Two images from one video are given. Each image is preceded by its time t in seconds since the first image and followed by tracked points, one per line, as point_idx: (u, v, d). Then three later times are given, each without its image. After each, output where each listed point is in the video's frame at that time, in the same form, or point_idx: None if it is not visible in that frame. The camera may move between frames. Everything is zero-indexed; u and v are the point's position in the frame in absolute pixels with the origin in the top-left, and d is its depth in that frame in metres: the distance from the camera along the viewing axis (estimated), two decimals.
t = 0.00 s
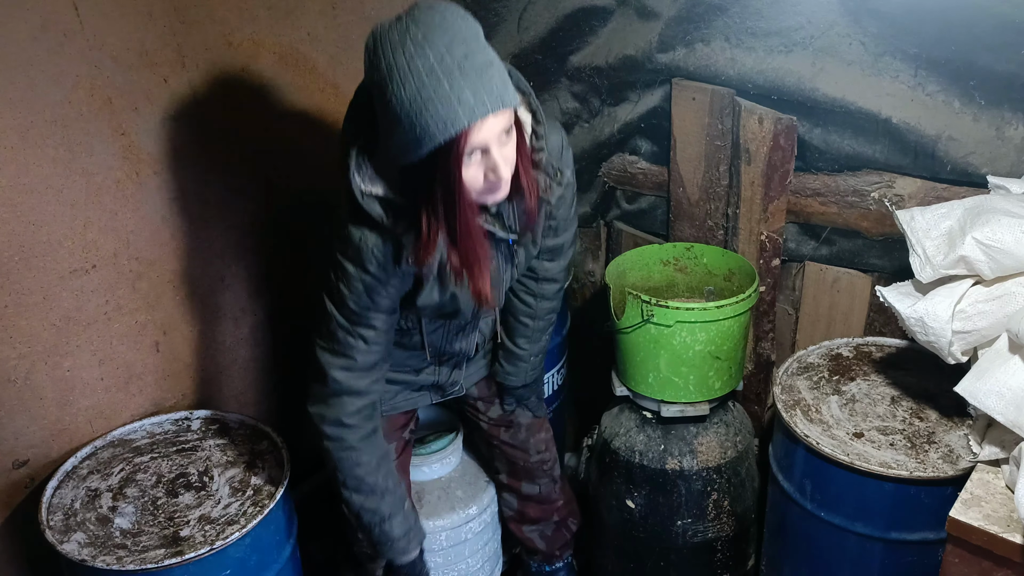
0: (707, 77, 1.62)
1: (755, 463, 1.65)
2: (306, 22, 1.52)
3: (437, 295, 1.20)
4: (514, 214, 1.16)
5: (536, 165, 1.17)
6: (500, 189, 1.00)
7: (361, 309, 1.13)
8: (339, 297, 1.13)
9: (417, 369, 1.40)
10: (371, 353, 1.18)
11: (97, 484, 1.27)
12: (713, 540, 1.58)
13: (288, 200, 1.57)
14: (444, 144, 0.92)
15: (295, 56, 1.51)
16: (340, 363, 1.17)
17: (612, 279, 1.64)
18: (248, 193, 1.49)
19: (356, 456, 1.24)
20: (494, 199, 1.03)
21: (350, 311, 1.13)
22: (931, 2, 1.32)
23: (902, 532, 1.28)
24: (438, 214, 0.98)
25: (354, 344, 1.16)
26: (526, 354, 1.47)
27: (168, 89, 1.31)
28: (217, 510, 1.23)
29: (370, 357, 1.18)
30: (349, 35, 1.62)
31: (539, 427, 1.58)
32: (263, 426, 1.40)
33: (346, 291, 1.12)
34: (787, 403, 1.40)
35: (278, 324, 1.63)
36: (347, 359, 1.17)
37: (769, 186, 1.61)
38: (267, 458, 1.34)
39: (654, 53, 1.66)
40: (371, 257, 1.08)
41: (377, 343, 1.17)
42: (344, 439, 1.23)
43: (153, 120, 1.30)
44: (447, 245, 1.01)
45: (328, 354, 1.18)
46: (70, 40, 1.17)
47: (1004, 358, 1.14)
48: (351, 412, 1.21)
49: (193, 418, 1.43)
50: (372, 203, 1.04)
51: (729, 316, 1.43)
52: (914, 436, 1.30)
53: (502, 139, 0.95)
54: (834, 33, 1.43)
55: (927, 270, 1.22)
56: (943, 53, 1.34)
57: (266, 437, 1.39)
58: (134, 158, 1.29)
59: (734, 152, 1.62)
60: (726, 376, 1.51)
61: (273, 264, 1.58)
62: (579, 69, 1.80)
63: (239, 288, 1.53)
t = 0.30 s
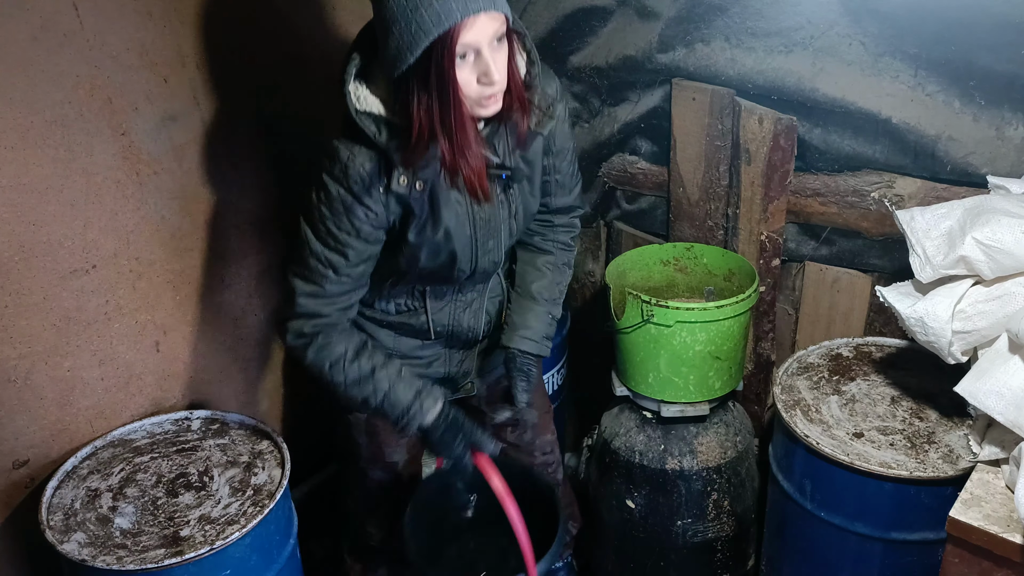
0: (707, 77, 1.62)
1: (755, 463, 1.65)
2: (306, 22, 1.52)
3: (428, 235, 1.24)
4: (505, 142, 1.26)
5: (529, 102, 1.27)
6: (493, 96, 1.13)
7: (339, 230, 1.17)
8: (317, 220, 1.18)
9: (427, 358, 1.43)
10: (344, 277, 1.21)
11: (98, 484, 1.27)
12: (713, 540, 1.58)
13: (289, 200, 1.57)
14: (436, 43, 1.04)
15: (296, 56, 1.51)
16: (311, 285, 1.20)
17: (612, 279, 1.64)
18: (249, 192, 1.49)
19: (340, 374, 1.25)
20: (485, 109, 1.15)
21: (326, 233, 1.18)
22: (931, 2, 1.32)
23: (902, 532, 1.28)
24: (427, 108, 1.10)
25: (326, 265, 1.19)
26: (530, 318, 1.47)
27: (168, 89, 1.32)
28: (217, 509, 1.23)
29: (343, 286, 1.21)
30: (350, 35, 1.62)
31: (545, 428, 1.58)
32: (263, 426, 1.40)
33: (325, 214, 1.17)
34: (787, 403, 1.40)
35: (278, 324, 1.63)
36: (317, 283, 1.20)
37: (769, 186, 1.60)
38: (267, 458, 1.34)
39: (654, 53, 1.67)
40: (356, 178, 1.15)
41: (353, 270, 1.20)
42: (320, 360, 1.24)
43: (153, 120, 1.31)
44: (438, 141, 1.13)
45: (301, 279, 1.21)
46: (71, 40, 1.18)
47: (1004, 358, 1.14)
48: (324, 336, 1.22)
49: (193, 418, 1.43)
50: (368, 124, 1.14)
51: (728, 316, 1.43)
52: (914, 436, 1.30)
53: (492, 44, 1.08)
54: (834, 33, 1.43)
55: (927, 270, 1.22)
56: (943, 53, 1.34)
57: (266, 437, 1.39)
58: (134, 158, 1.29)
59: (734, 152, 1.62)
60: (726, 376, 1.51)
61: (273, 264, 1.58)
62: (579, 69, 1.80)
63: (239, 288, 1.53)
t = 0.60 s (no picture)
0: (708, 77, 1.62)
1: (756, 463, 1.64)
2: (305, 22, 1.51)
3: (436, 182, 1.23)
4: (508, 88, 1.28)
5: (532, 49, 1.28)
6: (499, 31, 1.14)
7: (349, 177, 1.16)
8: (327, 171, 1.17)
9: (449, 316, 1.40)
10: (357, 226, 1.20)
11: (97, 484, 1.27)
12: (713, 540, 1.58)
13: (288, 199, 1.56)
14: None
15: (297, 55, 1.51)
16: (329, 236, 1.20)
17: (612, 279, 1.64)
18: (249, 191, 1.49)
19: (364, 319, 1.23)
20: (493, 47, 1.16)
21: (337, 183, 1.17)
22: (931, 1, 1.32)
23: (902, 532, 1.28)
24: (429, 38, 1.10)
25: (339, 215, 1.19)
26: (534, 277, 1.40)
27: (167, 88, 1.31)
28: (217, 509, 1.23)
29: (359, 236, 1.20)
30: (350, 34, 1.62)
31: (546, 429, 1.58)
32: (262, 426, 1.40)
33: (333, 165, 1.16)
34: (788, 403, 1.40)
35: (278, 324, 1.63)
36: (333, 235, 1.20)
37: (769, 185, 1.60)
38: (267, 458, 1.34)
39: (654, 53, 1.67)
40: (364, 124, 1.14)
41: (367, 219, 1.19)
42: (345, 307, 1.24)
43: (152, 119, 1.30)
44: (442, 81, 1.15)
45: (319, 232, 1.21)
46: (70, 40, 1.17)
47: (1005, 358, 1.14)
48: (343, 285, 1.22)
49: (192, 418, 1.43)
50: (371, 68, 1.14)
51: (729, 316, 1.42)
52: (914, 436, 1.30)
53: None
54: (835, 33, 1.43)
55: (927, 270, 1.22)
56: (943, 54, 1.34)
57: (265, 437, 1.39)
58: (133, 158, 1.29)
59: (734, 152, 1.62)
60: (726, 376, 1.51)
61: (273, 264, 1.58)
62: (580, 69, 1.80)
63: (238, 288, 1.53)
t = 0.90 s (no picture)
0: (708, 77, 1.62)
1: (756, 463, 1.64)
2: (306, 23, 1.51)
3: (442, 157, 1.21)
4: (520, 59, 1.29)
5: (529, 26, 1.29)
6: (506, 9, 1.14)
7: (350, 157, 1.13)
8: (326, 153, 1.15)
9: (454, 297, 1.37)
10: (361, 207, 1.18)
11: (97, 484, 1.27)
12: (713, 540, 1.58)
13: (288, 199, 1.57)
14: None
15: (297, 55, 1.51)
16: (330, 223, 1.18)
17: (612, 279, 1.64)
18: (249, 191, 1.49)
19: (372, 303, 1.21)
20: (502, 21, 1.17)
21: (339, 165, 1.14)
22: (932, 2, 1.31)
23: (902, 532, 1.28)
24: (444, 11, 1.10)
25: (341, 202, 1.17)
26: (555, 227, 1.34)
27: (167, 88, 1.31)
28: (217, 510, 1.23)
29: (359, 219, 1.19)
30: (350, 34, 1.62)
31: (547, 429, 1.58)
32: (263, 426, 1.40)
33: (333, 146, 1.14)
34: (788, 403, 1.40)
35: (278, 324, 1.63)
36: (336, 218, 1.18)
37: (769, 185, 1.60)
38: (267, 458, 1.34)
39: (654, 53, 1.67)
40: (363, 101, 1.12)
41: (368, 202, 1.18)
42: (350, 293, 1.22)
43: (152, 119, 1.31)
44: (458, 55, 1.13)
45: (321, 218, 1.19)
46: (70, 40, 1.17)
47: (1005, 358, 1.14)
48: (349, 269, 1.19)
49: (192, 418, 1.43)
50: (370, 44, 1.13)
51: (729, 316, 1.42)
52: (914, 436, 1.30)
53: None
54: (835, 33, 1.43)
55: (927, 270, 1.22)
56: (943, 54, 1.34)
57: (266, 436, 1.39)
58: (133, 158, 1.29)
59: (734, 152, 1.62)
60: (726, 376, 1.50)
61: (273, 264, 1.58)
62: (580, 69, 1.80)
63: (238, 288, 1.53)
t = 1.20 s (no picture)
0: (708, 77, 1.62)
1: (755, 463, 1.64)
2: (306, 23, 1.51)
3: (458, 156, 1.18)
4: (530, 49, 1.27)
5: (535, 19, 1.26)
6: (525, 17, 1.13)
7: (372, 162, 1.07)
8: (342, 159, 1.08)
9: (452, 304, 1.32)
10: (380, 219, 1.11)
11: (97, 484, 1.27)
12: (713, 540, 1.58)
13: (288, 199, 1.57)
14: None
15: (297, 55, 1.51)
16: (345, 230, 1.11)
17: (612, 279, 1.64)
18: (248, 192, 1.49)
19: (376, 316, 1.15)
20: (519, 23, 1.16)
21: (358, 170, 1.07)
22: (932, 2, 1.31)
23: (902, 532, 1.28)
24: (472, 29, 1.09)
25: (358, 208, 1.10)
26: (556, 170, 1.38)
27: (168, 88, 1.32)
28: (217, 510, 1.23)
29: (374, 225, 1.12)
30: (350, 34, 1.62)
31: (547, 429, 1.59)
32: (262, 426, 1.40)
33: (351, 153, 1.07)
34: (787, 403, 1.40)
35: (278, 324, 1.63)
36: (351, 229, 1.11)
37: (769, 185, 1.60)
38: (267, 458, 1.34)
39: (654, 53, 1.67)
40: (386, 104, 1.07)
41: (384, 207, 1.11)
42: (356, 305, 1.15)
43: (153, 119, 1.31)
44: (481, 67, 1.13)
45: (333, 229, 1.11)
46: (70, 40, 1.17)
47: (1005, 358, 1.14)
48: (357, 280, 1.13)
49: (192, 418, 1.43)
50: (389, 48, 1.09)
51: (729, 316, 1.42)
52: (914, 436, 1.30)
53: None
54: (835, 33, 1.43)
55: (927, 270, 1.22)
56: (943, 54, 1.34)
57: (266, 437, 1.39)
58: (134, 158, 1.29)
59: (734, 152, 1.62)
60: (726, 376, 1.51)
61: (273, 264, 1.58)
62: (580, 69, 1.80)
63: (238, 288, 1.53)
